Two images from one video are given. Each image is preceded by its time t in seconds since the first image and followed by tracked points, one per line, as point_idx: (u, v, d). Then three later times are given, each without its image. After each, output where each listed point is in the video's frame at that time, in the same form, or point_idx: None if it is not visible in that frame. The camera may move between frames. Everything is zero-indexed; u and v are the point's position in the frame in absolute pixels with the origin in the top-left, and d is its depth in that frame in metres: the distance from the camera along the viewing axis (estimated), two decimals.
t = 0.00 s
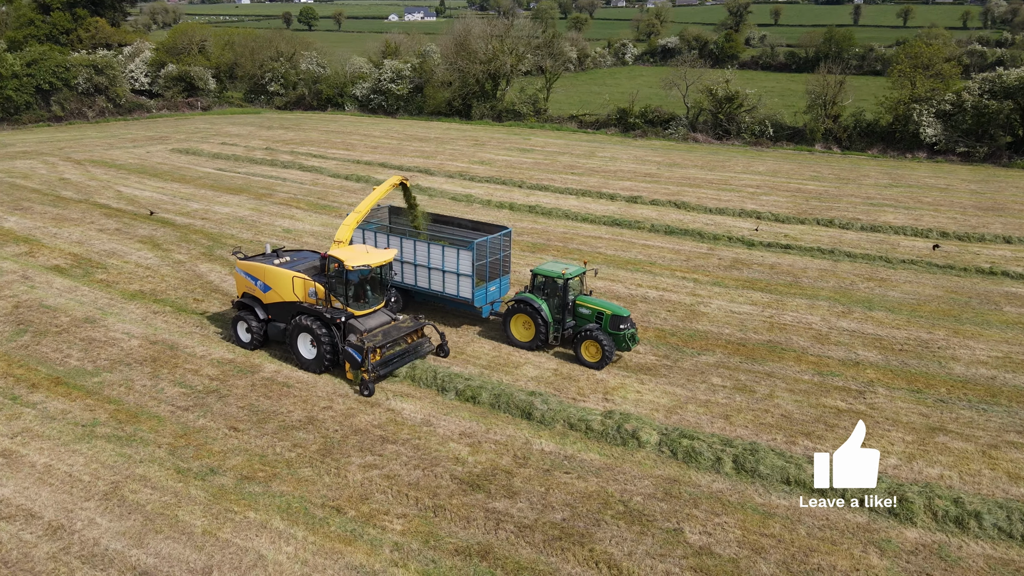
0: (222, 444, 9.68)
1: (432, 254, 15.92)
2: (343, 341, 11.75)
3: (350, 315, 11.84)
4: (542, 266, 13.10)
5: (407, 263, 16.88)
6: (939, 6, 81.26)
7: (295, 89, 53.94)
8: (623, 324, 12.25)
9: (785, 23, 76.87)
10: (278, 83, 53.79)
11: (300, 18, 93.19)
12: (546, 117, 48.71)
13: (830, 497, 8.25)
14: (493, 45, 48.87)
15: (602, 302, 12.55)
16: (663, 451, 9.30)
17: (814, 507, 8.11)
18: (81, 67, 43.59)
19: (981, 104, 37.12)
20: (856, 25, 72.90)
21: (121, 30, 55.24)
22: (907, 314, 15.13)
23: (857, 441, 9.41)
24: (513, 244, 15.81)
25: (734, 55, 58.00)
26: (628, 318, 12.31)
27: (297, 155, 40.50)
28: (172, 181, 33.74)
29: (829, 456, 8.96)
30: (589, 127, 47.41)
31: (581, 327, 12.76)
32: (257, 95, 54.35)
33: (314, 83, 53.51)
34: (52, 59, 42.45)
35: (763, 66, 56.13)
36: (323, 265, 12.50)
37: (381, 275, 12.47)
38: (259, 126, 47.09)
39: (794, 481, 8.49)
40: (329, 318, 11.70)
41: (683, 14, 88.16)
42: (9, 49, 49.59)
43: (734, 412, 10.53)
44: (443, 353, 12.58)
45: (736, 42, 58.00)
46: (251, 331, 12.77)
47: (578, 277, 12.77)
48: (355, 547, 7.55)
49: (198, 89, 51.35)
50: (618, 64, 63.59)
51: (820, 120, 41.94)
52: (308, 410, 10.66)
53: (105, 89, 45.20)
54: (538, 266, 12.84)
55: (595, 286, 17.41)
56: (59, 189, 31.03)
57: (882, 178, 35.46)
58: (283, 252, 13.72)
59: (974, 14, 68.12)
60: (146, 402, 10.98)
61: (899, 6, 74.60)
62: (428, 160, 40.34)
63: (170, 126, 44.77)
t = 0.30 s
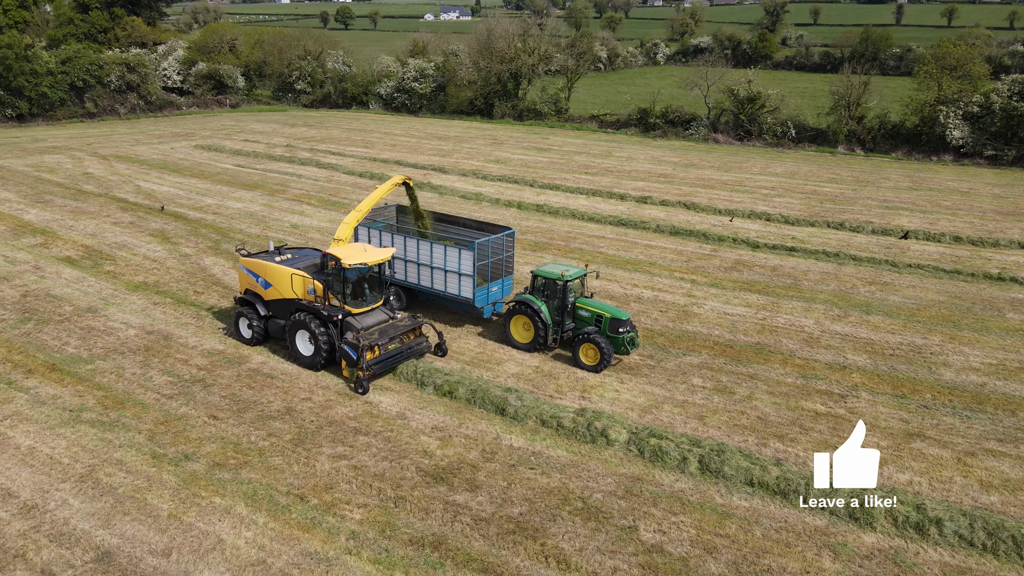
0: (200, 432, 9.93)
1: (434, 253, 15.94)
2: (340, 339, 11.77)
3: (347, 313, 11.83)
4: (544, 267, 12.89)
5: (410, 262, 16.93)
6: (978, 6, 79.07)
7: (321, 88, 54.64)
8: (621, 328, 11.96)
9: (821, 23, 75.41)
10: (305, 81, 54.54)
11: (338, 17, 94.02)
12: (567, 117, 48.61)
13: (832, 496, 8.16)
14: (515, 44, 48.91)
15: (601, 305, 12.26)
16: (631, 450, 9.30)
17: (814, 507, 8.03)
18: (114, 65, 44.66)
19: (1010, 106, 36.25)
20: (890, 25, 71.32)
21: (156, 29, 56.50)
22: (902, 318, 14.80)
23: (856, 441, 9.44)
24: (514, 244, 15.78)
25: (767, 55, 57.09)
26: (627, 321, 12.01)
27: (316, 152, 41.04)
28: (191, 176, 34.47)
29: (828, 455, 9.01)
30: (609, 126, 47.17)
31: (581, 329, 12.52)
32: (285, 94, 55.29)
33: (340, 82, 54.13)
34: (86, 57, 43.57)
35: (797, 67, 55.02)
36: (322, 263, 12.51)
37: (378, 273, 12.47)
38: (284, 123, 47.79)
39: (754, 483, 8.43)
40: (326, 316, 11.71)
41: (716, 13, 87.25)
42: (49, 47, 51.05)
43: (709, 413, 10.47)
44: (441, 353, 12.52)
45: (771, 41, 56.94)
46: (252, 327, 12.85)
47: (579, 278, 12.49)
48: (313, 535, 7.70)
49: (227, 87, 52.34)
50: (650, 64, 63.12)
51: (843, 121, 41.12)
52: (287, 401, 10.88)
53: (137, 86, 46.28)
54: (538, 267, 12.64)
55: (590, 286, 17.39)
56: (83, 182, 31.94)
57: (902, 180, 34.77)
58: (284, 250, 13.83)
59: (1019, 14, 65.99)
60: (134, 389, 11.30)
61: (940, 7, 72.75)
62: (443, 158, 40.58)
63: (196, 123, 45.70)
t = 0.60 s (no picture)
0: (185, 418, 10.19)
1: (440, 253, 15.88)
2: (341, 336, 11.77)
3: (348, 311, 11.82)
4: (547, 268, 12.80)
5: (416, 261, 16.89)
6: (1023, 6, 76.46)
7: (351, 86, 55.26)
8: (624, 330, 11.81)
9: (866, 23, 73.63)
10: (335, 80, 55.22)
11: (378, 16, 94.57)
12: (592, 117, 48.42)
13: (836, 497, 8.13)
14: (540, 43, 48.87)
15: (605, 307, 12.15)
16: (603, 448, 9.30)
17: (814, 507, 7.90)
18: (150, 62, 45.72)
19: None
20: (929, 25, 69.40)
21: (194, 28, 57.71)
22: (903, 323, 14.44)
23: (857, 441, 9.46)
24: (520, 245, 15.68)
25: (806, 55, 55.70)
26: (630, 324, 11.86)
27: (338, 149, 41.57)
28: (214, 172, 35.22)
29: (828, 455, 9.03)
30: (633, 126, 46.84)
31: (583, 332, 12.37)
32: (315, 92, 56.05)
33: (369, 80, 54.70)
34: (124, 54, 44.74)
35: (836, 68, 53.84)
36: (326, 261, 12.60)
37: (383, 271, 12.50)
38: (311, 121, 48.49)
39: (722, 485, 8.36)
40: (327, 314, 11.71)
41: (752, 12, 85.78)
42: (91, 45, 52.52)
43: (688, 414, 10.40)
44: (443, 353, 12.45)
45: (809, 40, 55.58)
46: (257, 323, 12.92)
47: (582, 280, 12.39)
48: (278, 521, 7.87)
49: (259, 84, 53.27)
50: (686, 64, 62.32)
51: (871, 123, 40.25)
52: (272, 391, 11.12)
53: (171, 84, 47.36)
54: (542, 269, 12.56)
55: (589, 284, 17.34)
56: (110, 176, 32.88)
57: (928, 184, 33.93)
58: (291, 247, 13.92)
59: None
60: (128, 376, 11.65)
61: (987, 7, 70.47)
62: (463, 157, 40.77)
63: (224, 120, 46.65)
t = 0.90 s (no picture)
0: (175, 406, 10.47)
1: (447, 254, 15.66)
2: (345, 335, 11.73)
3: (352, 310, 11.77)
4: (552, 271, 12.63)
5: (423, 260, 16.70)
6: None
7: (381, 84, 55.75)
8: (628, 333, 11.59)
9: (912, 23, 71.36)
10: (365, 78, 55.75)
11: (417, 16, 94.97)
12: (617, 117, 48.14)
13: (831, 497, 8.18)
14: (566, 43, 48.73)
15: (609, 309, 11.96)
16: (579, 446, 9.31)
17: (815, 507, 7.89)
18: (185, 61, 46.77)
19: None
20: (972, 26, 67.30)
21: (231, 27, 58.83)
22: (906, 328, 14.09)
23: (856, 441, 9.47)
24: (529, 245, 15.40)
25: (847, 55, 53.66)
26: (635, 327, 11.65)
27: (361, 147, 42.05)
28: (237, 167, 35.91)
29: (828, 455, 9.07)
30: (659, 127, 46.43)
31: (588, 334, 12.18)
32: (345, 90, 56.71)
33: (398, 79, 55.17)
34: (160, 53, 45.90)
35: (877, 68, 52.44)
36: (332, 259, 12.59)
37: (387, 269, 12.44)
38: (338, 118, 49.11)
39: (693, 486, 8.32)
40: (331, 312, 11.68)
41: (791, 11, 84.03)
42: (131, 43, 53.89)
43: (671, 414, 10.33)
44: (447, 353, 12.35)
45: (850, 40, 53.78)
46: (263, 320, 12.94)
47: (587, 282, 12.22)
48: (251, 507, 8.05)
49: (292, 83, 54.12)
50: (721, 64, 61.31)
51: (901, 125, 39.33)
52: (262, 381, 11.38)
53: (205, 82, 48.33)
54: (546, 271, 12.40)
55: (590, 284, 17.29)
56: (138, 170, 33.79)
57: (956, 188, 33.02)
58: (300, 244, 13.94)
59: None
60: (127, 364, 12.00)
61: None
62: (483, 155, 40.90)
63: (254, 117, 47.53)
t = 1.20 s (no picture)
0: (168, 394, 10.76)
1: (455, 254, 15.52)
2: (350, 335, 11.73)
3: (357, 309, 11.77)
4: (556, 273, 12.43)
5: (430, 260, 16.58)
6: None
7: (410, 83, 56.17)
8: (634, 336, 11.45)
9: (961, 23, 68.85)
10: (395, 77, 56.22)
11: (456, 15, 95.19)
12: (643, 117, 47.81)
13: (831, 498, 8.21)
14: (591, 42, 48.57)
15: (615, 312, 11.79)
16: (557, 443, 9.34)
17: (813, 507, 7.99)
18: (218, 59, 47.98)
19: None
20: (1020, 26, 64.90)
21: (268, 27, 59.88)
22: (909, 334, 13.75)
23: (855, 440, 9.48)
24: (538, 248, 15.23)
25: (888, 56, 52.14)
26: (640, 330, 11.50)
27: (384, 144, 42.46)
28: (260, 163, 36.61)
29: (829, 455, 9.09)
30: (685, 127, 45.96)
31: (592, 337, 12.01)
32: (375, 88, 57.28)
33: (427, 78, 55.52)
34: (195, 51, 46.95)
35: (919, 69, 50.87)
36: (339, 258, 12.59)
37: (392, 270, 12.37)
38: (365, 117, 49.65)
39: (664, 486, 8.29)
40: (336, 312, 11.68)
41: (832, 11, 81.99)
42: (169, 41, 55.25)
43: (654, 415, 10.28)
44: (452, 353, 12.27)
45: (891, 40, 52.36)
46: (271, 318, 12.98)
47: (592, 284, 12.02)
48: (228, 493, 8.25)
49: (323, 81, 54.87)
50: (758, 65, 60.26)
51: (932, 127, 38.40)
52: (255, 372, 11.64)
53: (238, 80, 49.24)
54: (551, 273, 12.20)
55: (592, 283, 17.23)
56: (164, 165, 34.61)
57: (985, 193, 32.07)
58: (309, 242, 13.96)
59: None
60: (128, 352, 12.37)
61: None
62: (504, 154, 40.99)
63: (283, 115, 48.29)
